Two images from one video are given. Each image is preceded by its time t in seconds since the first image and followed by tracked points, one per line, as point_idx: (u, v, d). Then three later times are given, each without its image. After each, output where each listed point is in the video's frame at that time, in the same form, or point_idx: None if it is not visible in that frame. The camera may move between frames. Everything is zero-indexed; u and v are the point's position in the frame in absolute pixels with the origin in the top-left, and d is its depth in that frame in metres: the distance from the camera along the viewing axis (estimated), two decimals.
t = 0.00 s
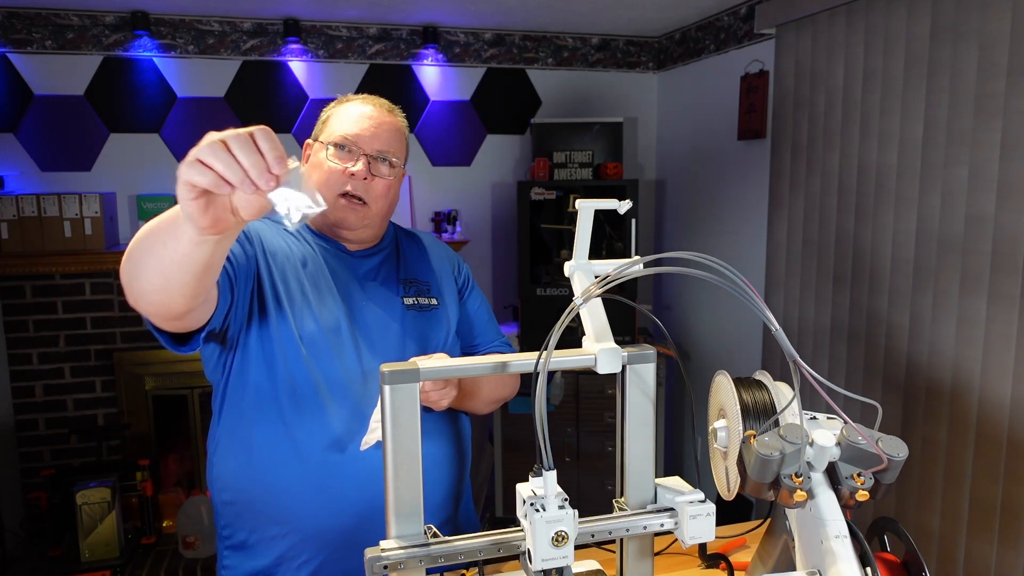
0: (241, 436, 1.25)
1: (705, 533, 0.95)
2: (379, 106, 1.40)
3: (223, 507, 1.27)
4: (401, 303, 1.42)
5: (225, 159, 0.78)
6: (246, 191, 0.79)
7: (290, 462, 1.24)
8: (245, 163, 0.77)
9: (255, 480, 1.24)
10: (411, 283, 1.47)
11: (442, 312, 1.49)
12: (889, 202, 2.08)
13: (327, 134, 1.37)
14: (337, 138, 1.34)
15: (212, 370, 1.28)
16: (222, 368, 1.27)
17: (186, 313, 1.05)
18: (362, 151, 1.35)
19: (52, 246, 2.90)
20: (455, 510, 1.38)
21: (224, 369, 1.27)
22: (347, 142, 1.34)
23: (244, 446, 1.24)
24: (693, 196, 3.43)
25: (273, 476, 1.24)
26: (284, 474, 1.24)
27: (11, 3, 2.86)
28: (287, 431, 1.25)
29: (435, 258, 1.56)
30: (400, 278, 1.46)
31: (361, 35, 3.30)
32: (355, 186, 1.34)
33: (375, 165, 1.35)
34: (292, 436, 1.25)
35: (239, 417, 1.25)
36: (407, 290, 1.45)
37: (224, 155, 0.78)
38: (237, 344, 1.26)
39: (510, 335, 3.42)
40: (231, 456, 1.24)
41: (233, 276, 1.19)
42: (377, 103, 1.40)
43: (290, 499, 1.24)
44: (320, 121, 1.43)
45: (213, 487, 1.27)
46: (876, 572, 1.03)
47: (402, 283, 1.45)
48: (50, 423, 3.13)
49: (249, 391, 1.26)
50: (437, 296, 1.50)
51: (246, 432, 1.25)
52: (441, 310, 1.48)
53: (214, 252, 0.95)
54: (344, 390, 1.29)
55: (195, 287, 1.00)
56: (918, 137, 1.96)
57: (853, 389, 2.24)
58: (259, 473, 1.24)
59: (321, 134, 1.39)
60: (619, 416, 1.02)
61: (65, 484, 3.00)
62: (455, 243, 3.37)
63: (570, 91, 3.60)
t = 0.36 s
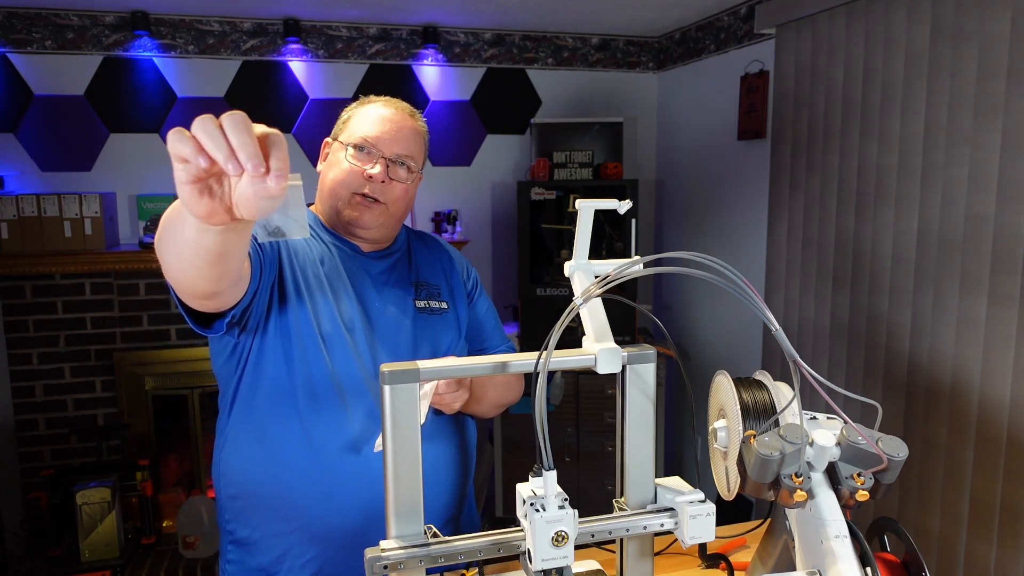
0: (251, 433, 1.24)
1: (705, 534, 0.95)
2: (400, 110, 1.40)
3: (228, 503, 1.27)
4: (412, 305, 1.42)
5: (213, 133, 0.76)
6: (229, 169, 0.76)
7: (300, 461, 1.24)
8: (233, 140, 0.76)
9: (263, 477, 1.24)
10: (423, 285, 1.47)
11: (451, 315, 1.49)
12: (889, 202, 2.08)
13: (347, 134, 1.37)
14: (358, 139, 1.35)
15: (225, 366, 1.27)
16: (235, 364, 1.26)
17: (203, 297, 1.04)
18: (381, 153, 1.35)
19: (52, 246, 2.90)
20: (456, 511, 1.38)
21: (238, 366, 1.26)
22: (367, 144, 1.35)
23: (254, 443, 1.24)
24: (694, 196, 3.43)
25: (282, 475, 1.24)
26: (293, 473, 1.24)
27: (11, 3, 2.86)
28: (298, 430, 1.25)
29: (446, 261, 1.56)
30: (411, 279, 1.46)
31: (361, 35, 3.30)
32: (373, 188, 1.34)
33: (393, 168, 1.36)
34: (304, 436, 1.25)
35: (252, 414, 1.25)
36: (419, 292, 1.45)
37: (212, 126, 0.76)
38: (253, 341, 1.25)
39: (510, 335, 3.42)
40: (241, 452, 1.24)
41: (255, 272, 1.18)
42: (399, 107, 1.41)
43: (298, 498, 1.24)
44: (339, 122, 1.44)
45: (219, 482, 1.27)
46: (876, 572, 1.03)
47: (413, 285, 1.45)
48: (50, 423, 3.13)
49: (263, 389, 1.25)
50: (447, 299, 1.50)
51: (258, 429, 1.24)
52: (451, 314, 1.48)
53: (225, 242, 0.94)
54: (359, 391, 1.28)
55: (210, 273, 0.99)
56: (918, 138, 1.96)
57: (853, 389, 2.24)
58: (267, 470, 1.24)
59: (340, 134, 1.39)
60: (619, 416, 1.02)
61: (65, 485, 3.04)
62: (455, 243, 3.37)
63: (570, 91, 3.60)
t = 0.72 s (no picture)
0: (257, 432, 1.24)
1: (705, 534, 0.95)
2: (411, 111, 1.39)
3: (232, 501, 1.27)
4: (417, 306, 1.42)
5: (229, 141, 0.76)
6: (244, 177, 0.76)
7: (304, 461, 1.24)
8: (250, 149, 0.76)
9: (267, 477, 1.24)
10: (429, 286, 1.46)
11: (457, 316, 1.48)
12: (889, 202, 2.08)
13: (356, 134, 1.36)
14: (368, 140, 1.34)
15: (231, 365, 1.28)
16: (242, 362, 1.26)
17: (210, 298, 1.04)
18: (391, 155, 1.34)
19: (53, 246, 2.90)
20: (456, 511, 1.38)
21: (244, 365, 1.26)
22: (376, 145, 1.34)
23: (257, 443, 1.24)
24: (693, 196, 3.43)
25: (286, 475, 1.24)
26: (296, 472, 1.24)
27: (11, 3, 2.86)
28: (303, 430, 1.25)
29: (453, 262, 1.55)
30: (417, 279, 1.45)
31: (361, 35, 3.30)
32: (381, 190, 1.33)
33: (402, 171, 1.35)
34: (307, 436, 1.25)
35: (257, 413, 1.25)
36: (425, 294, 1.45)
37: (228, 136, 0.76)
38: (258, 341, 1.25)
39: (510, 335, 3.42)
40: (245, 451, 1.24)
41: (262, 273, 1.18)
42: (410, 107, 1.40)
43: (302, 497, 1.24)
44: (350, 121, 1.43)
45: (224, 480, 1.27)
46: (876, 572, 1.03)
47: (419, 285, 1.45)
48: (50, 423, 3.13)
49: (269, 389, 1.25)
50: (454, 300, 1.49)
51: (262, 428, 1.24)
52: (457, 316, 1.48)
53: (236, 245, 0.94)
54: (364, 392, 1.28)
55: (217, 276, 0.99)
56: (918, 138, 1.96)
57: (853, 390, 2.24)
58: (271, 469, 1.24)
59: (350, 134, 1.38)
60: (619, 416, 1.02)
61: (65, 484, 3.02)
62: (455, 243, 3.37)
63: (570, 91, 3.60)
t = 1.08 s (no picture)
0: (257, 433, 1.25)
1: (705, 534, 0.95)
2: (408, 110, 1.39)
3: (233, 501, 1.27)
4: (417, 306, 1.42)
5: (230, 142, 0.76)
6: (247, 179, 0.76)
7: (303, 462, 1.24)
8: (251, 149, 0.76)
9: (267, 477, 1.24)
10: (429, 286, 1.46)
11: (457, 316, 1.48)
12: (889, 202, 2.08)
13: (354, 134, 1.37)
14: (366, 140, 1.34)
15: (231, 365, 1.28)
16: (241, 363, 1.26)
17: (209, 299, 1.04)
18: (389, 155, 1.34)
19: (53, 246, 2.90)
20: (457, 512, 1.38)
21: (244, 366, 1.27)
22: (374, 145, 1.34)
23: (257, 443, 1.24)
24: (693, 196, 3.43)
25: (286, 475, 1.24)
26: (296, 472, 1.24)
27: (11, 3, 2.86)
28: (302, 430, 1.25)
29: (454, 262, 1.55)
30: (418, 279, 1.45)
31: (361, 35, 3.30)
32: (379, 189, 1.34)
33: (400, 171, 1.35)
34: (307, 436, 1.25)
35: (256, 413, 1.25)
36: (425, 294, 1.45)
37: (228, 137, 0.76)
38: (257, 342, 1.26)
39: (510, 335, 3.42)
40: (245, 452, 1.25)
41: (260, 274, 1.18)
42: (407, 107, 1.39)
43: (302, 498, 1.24)
44: (348, 121, 1.43)
45: (224, 480, 1.27)
46: (876, 572, 1.03)
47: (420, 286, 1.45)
48: (50, 423, 3.13)
49: (269, 389, 1.26)
50: (454, 300, 1.49)
51: (262, 428, 1.25)
52: (458, 316, 1.48)
53: (236, 245, 0.95)
54: (364, 392, 1.28)
55: (215, 276, 0.99)
56: (918, 137, 1.96)
57: (853, 389, 2.24)
58: (271, 469, 1.24)
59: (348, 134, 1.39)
60: (619, 416, 1.02)
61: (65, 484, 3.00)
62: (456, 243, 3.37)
63: (570, 91, 3.60)
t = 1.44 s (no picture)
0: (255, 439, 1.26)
1: (705, 534, 0.95)
2: (384, 116, 1.27)
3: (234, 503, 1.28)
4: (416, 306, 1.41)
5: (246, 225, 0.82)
6: (270, 257, 0.83)
7: (304, 464, 1.24)
8: (267, 228, 0.82)
9: (269, 480, 1.24)
10: (428, 286, 1.45)
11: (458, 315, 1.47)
12: (889, 202, 2.08)
13: (330, 147, 1.27)
14: (339, 159, 1.25)
15: (228, 373, 1.29)
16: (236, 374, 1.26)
17: (188, 363, 1.04)
18: (367, 173, 1.26)
19: (53, 246, 2.90)
20: (457, 512, 1.38)
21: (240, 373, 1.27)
22: (350, 164, 1.26)
23: (257, 447, 1.25)
24: (693, 196, 3.43)
25: (286, 478, 1.24)
26: (294, 477, 1.24)
27: (11, 3, 2.86)
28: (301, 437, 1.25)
29: (453, 260, 1.54)
30: (417, 279, 1.44)
31: (361, 35, 3.30)
32: (361, 209, 1.29)
33: (381, 186, 1.27)
34: (305, 442, 1.25)
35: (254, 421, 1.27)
36: (424, 294, 1.43)
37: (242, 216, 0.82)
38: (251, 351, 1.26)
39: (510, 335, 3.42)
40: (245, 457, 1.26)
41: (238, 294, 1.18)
42: (382, 112, 1.27)
43: (302, 500, 1.24)
44: (327, 122, 1.34)
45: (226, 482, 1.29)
46: (877, 572, 1.03)
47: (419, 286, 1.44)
48: (50, 423, 3.13)
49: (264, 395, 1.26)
50: (454, 299, 1.48)
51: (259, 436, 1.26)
52: (458, 316, 1.46)
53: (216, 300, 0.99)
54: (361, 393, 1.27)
55: (197, 334, 1.00)
56: (918, 137, 1.96)
57: (854, 389, 2.24)
58: (271, 474, 1.24)
59: (327, 143, 1.30)
60: (620, 416, 1.02)
61: (65, 484, 3.04)
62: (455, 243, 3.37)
63: (570, 91, 3.60)
